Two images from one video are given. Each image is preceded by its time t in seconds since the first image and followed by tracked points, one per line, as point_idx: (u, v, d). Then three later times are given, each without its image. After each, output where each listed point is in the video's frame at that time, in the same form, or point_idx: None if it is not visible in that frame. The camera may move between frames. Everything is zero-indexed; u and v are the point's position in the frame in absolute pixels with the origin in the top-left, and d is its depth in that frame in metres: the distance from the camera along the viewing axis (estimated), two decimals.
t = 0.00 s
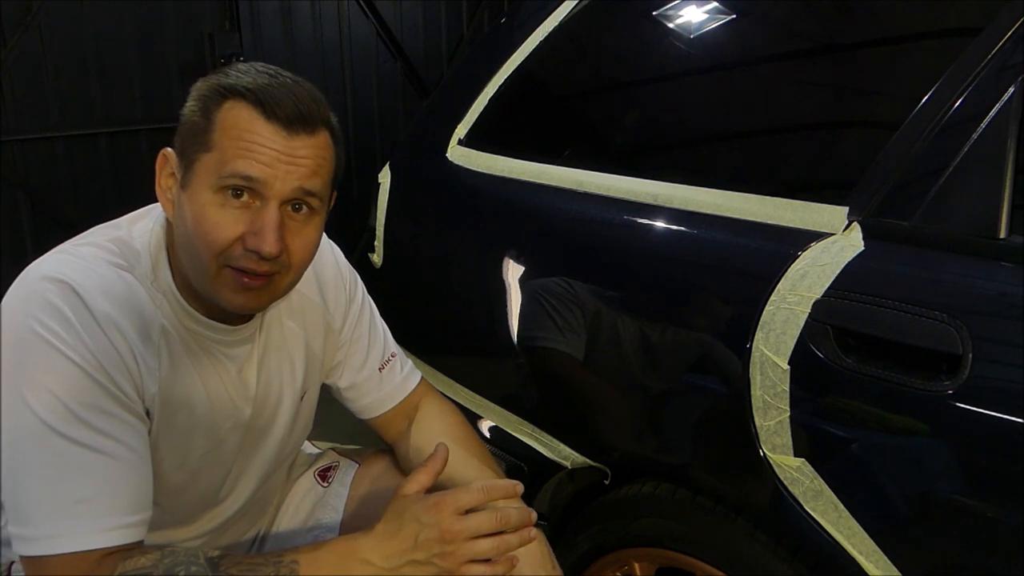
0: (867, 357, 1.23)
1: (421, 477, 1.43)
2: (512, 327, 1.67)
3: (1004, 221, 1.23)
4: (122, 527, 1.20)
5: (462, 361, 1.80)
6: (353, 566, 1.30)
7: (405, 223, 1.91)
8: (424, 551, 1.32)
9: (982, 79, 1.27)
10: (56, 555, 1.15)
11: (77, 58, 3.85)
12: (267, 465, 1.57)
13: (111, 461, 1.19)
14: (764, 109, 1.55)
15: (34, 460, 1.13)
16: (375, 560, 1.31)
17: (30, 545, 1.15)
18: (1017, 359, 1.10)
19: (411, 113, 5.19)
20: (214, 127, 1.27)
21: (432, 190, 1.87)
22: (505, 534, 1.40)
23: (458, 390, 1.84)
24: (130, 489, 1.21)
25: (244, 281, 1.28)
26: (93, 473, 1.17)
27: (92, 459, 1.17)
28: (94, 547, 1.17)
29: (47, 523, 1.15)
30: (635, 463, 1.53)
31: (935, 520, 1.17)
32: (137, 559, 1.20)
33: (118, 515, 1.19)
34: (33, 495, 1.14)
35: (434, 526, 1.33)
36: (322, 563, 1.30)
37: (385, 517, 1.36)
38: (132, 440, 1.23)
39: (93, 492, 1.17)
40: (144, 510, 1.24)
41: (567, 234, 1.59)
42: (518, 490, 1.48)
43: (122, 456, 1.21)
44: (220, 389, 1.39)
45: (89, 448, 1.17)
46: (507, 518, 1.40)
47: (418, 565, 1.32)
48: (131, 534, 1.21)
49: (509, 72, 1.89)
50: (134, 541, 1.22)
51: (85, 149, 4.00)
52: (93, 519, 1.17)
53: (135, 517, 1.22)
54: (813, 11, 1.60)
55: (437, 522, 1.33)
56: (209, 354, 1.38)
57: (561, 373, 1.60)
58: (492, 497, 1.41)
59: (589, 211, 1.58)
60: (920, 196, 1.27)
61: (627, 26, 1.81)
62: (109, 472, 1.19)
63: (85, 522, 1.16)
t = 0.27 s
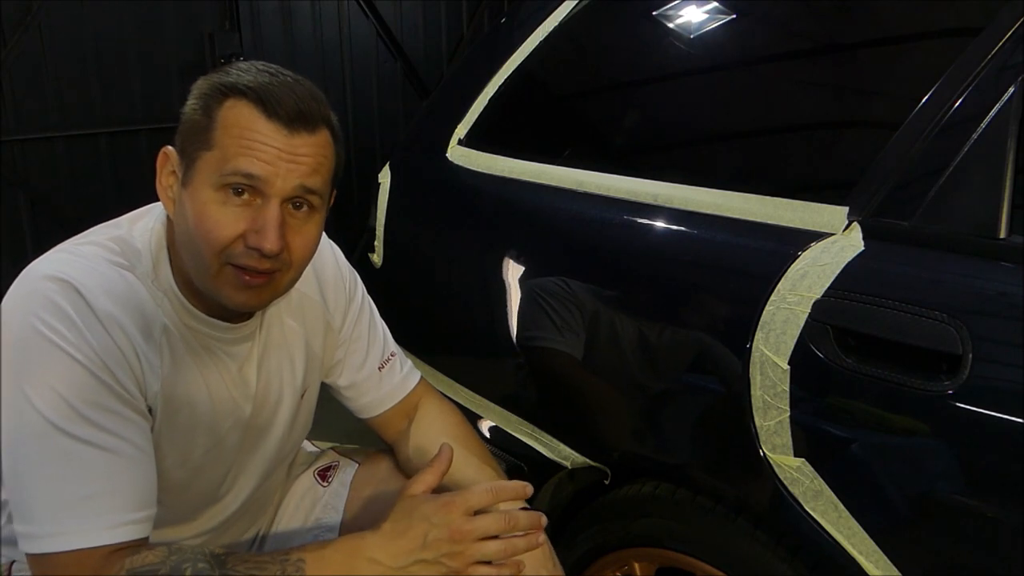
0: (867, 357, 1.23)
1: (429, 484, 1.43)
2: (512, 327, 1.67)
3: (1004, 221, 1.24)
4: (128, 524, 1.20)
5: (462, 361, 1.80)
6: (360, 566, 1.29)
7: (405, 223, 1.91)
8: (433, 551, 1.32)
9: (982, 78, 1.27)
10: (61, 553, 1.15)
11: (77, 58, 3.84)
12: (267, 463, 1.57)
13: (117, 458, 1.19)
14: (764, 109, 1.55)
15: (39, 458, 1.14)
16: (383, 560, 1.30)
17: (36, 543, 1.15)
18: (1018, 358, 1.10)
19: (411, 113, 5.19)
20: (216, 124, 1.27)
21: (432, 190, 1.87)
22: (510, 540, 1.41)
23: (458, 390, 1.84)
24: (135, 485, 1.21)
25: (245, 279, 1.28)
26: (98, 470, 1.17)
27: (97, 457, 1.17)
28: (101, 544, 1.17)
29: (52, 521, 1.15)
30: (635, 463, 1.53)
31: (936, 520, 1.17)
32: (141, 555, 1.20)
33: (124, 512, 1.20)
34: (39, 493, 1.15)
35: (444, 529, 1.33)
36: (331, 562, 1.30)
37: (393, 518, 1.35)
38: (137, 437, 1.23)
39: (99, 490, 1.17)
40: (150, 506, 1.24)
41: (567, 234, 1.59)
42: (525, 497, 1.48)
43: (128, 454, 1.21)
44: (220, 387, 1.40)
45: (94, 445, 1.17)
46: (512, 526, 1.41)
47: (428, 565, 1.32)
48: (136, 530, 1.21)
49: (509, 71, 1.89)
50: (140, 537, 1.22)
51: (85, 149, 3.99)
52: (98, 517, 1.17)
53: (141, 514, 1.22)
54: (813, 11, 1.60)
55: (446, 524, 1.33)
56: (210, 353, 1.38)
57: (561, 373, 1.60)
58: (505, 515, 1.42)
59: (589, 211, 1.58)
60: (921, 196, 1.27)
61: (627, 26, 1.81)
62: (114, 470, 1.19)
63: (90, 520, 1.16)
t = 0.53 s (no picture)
0: (867, 357, 1.23)
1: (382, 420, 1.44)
2: (513, 327, 1.67)
3: (1004, 220, 1.23)
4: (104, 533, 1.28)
5: (462, 361, 1.80)
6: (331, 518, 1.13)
7: (405, 223, 1.91)
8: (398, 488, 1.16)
9: (982, 78, 1.27)
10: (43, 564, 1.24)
11: (77, 58, 3.84)
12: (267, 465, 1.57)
13: (98, 472, 1.27)
14: (764, 109, 1.55)
15: (25, 468, 1.22)
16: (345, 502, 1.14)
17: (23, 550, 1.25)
18: (1018, 358, 1.10)
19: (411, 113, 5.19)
20: (303, 186, 1.24)
21: (432, 190, 1.87)
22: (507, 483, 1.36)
23: (459, 390, 1.84)
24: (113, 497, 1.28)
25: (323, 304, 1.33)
26: (77, 484, 1.25)
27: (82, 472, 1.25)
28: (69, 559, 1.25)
29: (35, 530, 1.24)
30: (635, 463, 1.53)
31: (936, 520, 1.17)
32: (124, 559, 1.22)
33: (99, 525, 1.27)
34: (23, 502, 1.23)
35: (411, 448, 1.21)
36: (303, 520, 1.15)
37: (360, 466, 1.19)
38: (121, 449, 1.29)
39: (78, 505, 1.25)
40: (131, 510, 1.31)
41: (567, 234, 1.59)
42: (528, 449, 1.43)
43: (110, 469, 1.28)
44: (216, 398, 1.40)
45: (73, 463, 1.24)
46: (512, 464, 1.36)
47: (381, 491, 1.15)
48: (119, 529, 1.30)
49: (509, 71, 1.89)
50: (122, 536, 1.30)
51: (86, 149, 3.99)
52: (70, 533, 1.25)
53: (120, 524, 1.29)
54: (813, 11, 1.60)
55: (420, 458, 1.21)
56: (205, 361, 1.38)
57: (561, 373, 1.60)
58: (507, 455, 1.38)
59: (589, 211, 1.58)
60: (920, 196, 1.27)
61: (627, 26, 1.81)
62: (95, 483, 1.27)
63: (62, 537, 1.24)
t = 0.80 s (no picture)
0: (867, 357, 1.23)
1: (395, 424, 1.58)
2: (513, 327, 1.68)
3: (1004, 221, 1.23)
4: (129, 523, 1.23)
5: (462, 361, 1.80)
6: (351, 529, 1.31)
7: (405, 223, 1.91)
8: (422, 498, 1.31)
9: (982, 78, 1.27)
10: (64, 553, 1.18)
11: (77, 58, 3.84)
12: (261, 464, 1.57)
13: (112, 458, 1.22)
14: (764, 108, 1.55)
15: (34, 461, 1.16)
16: (372, 516, 1.31)
17: (36, 546, 1.18)
18: (1018, 358, 1.10)
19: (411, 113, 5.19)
20: (273, 182, 1.23)
21: (432, 190, 1.87)
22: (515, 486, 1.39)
23: (458, 390, 1.84)
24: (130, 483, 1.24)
25: (307, 292, 1.35)
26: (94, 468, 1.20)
27: (93, 458, 1.20)
28: (103, 544, 1.20)
29: (54, 521, 1.18)
30: (635, 463, 1.53)
31: (936, 520, 1.16)
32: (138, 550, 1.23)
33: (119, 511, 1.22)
34: (36, 496, 1.17)
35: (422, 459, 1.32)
36: (326, 521, 1.33)
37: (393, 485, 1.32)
38: (129, 440, 1.26)
39: (98, 490, 1.20)
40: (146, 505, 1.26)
41: (567, 234, 1.59)
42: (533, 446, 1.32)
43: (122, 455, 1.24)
44: (212, 393, 1.40)
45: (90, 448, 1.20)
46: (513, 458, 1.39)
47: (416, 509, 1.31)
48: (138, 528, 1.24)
49: (509, 71, 1.89)
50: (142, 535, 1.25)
51: (85, 149, 3.99)
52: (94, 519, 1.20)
53: (138, 512, 1.25)
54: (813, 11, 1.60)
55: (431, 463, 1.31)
56: (198, 356, 1.38)
57: (561, 373, 1.60)
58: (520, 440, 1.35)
59: (589, 211, 1.58)
60: (921, 196, 1.27)
61: (627, 26, 1.81)
62: (111, 468, 1.22)
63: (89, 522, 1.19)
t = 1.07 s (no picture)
0: (867, 357, 1.23)
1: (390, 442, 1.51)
2: (512, 327, 1.68)
3: (1004, 221, 1.23)
4: (123, 518, 1.23)
5: (462, 361, 1.80)
6: (348, 529, 1.31)
7: (405, 223, 1.91)
8: (415, 495, 1.33)
9: (982, 78, 1.27)
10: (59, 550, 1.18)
11: (77, 57, 3.84)
12: (253, 463, 1.57)
13: (106, 457, 1.23)
14: (764, 108, 1.55)
15: (27, 461, 1.16)
16: (370, 515, 1.31)
17: (29, 543, 1.18)
18: (1018, 358, 1.10)
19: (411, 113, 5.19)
20: (279, 184, 1.25)
21: (432, 190, 1.87)
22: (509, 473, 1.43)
23: (457, 391, 1.84)
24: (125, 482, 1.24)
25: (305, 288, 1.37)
26: (88, 465, 1.20)
27: (88, 456, 1.21)
28: (100, 540, 1.20)
29: (48, 519, 1.18)
30: (635, 463, 1.53)
31: (936, 520, 1.17)
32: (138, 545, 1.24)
33: (113, 508, 1.22)
34: (30, 493, 1.17)
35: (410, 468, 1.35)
36: (321, 524, 1.32)
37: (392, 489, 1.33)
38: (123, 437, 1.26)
39: (92, 486, 1.20)
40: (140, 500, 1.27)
41: (567, 234, 1.59)
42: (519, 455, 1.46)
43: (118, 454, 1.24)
44: (203, 392, 1.40)
45: (82, 445, 1.20)
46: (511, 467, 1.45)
47: (411, 511, 1.33)
48: (132, 523, 1.24)
49: (509, 71, 1.89)
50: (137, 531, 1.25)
51: (85, 149, 3.99)
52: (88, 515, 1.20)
53: (133, 508, 1.25)
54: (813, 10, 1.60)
55: (422, 464, 1.34)
56: (190, 356, 1.38)
57: (561, 373, 1.60)
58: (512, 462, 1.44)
59: (589, 211, 1.58)
60: (921, 196, 1.27)
61: (627, 26, 1.81)
62: (106, 467, 1.22)
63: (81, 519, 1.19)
